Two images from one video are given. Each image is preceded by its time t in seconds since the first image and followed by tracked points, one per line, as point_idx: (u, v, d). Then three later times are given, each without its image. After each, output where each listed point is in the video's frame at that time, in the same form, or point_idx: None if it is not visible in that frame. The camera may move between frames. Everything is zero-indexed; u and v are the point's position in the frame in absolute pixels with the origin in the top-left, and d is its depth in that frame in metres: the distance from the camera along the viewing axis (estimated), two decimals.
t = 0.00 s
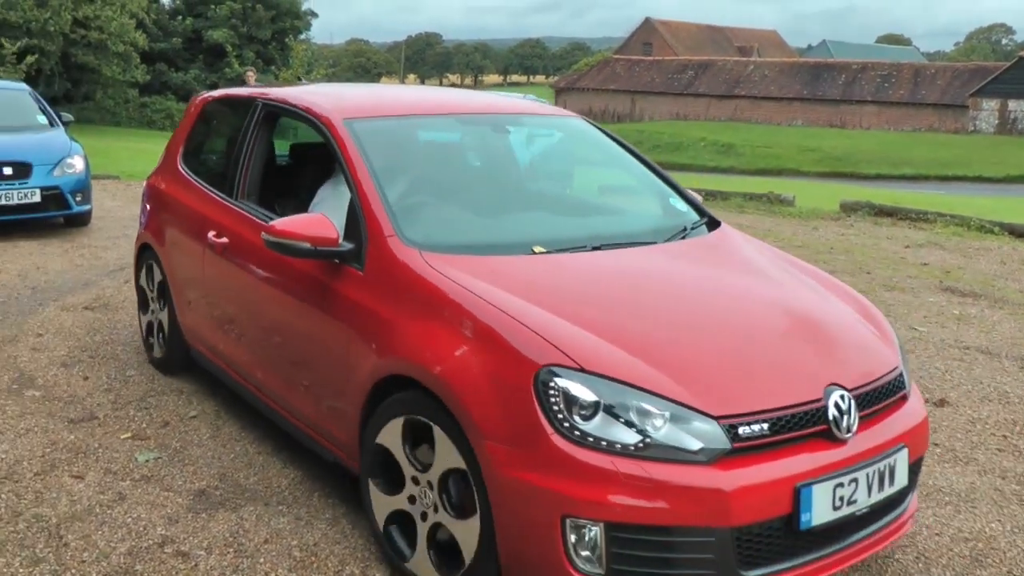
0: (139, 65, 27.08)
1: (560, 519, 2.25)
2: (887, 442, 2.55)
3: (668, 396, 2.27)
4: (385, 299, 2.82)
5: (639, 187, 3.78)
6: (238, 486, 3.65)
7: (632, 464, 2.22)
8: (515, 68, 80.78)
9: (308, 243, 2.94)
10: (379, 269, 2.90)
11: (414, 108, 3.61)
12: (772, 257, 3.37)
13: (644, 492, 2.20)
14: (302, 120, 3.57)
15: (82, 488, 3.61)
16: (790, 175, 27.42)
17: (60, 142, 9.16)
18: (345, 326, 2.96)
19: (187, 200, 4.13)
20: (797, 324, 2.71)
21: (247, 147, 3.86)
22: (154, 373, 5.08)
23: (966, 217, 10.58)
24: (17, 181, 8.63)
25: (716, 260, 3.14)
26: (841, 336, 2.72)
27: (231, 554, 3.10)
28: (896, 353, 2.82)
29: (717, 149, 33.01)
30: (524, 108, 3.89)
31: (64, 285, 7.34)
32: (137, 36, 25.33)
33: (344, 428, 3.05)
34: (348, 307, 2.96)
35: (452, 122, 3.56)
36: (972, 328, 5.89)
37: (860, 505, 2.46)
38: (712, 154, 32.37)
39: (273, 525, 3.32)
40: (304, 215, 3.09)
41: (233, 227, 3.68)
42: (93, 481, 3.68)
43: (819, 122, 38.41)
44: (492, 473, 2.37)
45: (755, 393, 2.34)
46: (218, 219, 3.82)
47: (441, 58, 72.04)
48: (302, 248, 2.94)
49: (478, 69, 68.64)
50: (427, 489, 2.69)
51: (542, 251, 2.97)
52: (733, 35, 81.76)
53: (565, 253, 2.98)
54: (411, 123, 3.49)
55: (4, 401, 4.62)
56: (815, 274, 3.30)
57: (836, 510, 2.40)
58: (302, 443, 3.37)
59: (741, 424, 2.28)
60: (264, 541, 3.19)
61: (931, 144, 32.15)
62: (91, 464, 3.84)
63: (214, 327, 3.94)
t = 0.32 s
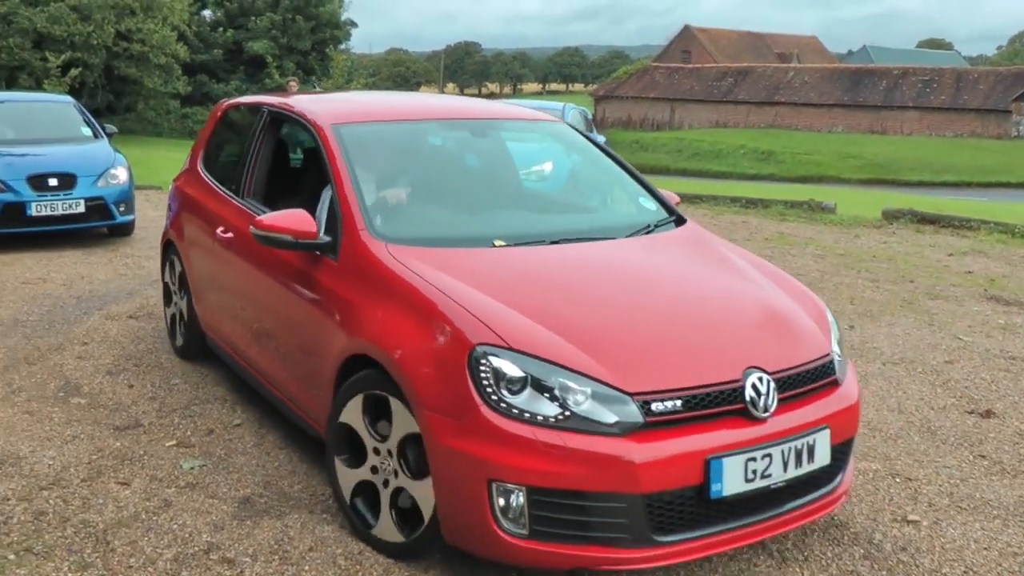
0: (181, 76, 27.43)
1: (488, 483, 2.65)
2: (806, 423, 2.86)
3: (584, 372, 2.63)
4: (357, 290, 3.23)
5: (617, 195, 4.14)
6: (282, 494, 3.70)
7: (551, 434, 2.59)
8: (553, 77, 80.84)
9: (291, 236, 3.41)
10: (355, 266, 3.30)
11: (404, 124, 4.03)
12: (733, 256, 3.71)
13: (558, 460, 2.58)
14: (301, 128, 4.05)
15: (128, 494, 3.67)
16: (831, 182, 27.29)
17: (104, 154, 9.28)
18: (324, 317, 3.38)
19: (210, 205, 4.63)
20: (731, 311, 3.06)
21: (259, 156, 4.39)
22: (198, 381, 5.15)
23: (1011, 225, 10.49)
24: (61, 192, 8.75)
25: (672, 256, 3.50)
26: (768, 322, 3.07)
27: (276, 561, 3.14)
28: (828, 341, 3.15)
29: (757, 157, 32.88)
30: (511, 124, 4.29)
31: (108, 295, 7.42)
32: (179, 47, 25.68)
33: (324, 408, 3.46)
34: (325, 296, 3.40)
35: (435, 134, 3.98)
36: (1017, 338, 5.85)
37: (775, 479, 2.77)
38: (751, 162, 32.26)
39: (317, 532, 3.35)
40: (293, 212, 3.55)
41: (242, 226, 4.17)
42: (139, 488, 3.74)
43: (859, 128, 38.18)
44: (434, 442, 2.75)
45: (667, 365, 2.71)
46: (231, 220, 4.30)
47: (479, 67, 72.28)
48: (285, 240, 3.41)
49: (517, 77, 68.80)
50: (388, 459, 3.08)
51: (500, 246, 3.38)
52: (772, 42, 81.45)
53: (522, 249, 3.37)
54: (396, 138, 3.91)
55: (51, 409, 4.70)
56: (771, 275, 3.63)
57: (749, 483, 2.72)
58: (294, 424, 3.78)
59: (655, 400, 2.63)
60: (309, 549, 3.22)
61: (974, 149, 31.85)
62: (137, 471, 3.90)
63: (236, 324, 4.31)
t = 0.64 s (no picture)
0: (227, 84, 27.79)
1: (443, 459, 2.92)
2: (750, 414, 3.05)
3: (531, 358, 2.88)
4: (348, 283, 3.55)
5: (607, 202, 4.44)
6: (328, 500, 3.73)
7: (498, 417, 2.84)
8: (596, 85, 80.85)
9: (287, 233, 3.79)
10: (351, 263, 3.60)
11: (402, 135, 4.37)
12: (711, 257, 3.95)
13: (502, 439, 2.83)
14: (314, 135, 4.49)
15: (175, 497, 3.74)
16: (876, 192, 27.13)
17: (152, 161, 9.41)
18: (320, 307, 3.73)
19: (242, 209, 5.07)
20: (690, 300, 3.35)
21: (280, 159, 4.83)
22: (244, 387, 5.22)
23: None
24: (110, 199, 8.88)
25: (647, 255, 3.77)
26: (727, 311, 3.31)
27: (321, 568, 3.17)
28: (786, 332, 3.37)
29: (801, 165, 32.71)
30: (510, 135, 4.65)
31: (155, 300, 7.54)
32: (225, 56, 26.01)
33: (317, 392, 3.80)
34: (320, 287, 3.76)
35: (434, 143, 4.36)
36: None
37: (714, 465, 2.98)
38: (795, 170, 32.12)
39: (363, 538, 3.36)
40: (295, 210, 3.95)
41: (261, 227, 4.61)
42: (185, 492, 3.80)
43: (905, 136, 37.90)
44: (400, 419, 3.04)
45: (617, 346, 2.97)
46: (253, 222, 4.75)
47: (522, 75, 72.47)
48: (282, 235, 3.79)
49: (560, 85, 68.86)
50: (366, 439, 3.38)
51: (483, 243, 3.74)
52: (817, 49, 81.02)
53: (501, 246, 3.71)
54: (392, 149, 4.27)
55: (100, 412, 4.79)
56: (748, 274, 3.87)
57: (687, 468, 2.93)
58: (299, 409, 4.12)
59: (597, 388, 2.86)
60: (355, 555, 3.24)
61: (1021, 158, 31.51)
62: (183, 475, 3.97)
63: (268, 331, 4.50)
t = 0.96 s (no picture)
0: (275, 92, 28.08)
1: (436, 445, 3.15)
2: (730, 410, 3.20)
3: (520, 351, 3.09)
4: (362, 282, 3.79)
5: (617, 209, 4.64)
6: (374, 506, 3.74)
7: (487, 406, 3.06)
8: (641, 94, 80.71)
9: (306, 232, 4.09)
10: (366, 264, 3.84)
11: (420, 146, 4.64)
12: (715, 261, 4.11)
13: (489, 427, 3.05)
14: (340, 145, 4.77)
15: (221, 502, 3.79)
16: (924, 204, 26.89)
17: (201, 168, 9.53)
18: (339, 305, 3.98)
19: (275, 213, 5.35)
20: (686, 300, 3.54)
21: (311, 166, 5.14)
22: (288, 393, 5.28)
23: None
24: (159, 205, 9.01)
25: (648, 258, 3.96)
26: (719, 310, 3.48)
27: None
28: (775, 330, 3.52)
29: (846, 176, 32.50)
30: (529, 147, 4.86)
31: (202, 305, 7.64)
32: (274, 65, 26.28)
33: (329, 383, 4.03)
34: (338, 286, 4.02)
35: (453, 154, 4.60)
36: None
37: (695, 458, 3.15)
38: (841, 181, 31.91)
39: (408, 548, 3.39)
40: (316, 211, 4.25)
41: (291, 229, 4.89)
42: (232, 496, 3.85)
43: (953, 147, 37.54)
44: (398, 409, 3.27)
45: (603, 339, 3.18)
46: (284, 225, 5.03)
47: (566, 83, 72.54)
48: (300, 234, 4.09)
49: (607, 95, 68.73)
50: (376, 428, 3.57)
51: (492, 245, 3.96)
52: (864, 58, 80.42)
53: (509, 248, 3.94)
54: (411, 159, 4.54)
55: (147, 416, 4.88)
56: (750, 276, 4.00)
57: (668, 459, 3.11)
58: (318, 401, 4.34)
59: (581, 379, 3.06)
60: (399, 565, 3.27)
61: None
62: (229, 480, 4.02)
63: (293, 327, 4.75)
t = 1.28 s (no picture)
0: (320, 100, 28.32)
1: (459, 448, 3.21)
2: (749, 421, 3.23)
3: (543, 358, 3.15)
4: (394, 288, 3.86)
5: (650, 220, 4.66)
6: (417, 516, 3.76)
7: (509, 411, 3.13)
8: (685, 104, 80.67)
9: (342, 239, 4.19)
10: (398, 270, 3.91)
11: (456, 156, 4.70)
12: (745, 273, 4.13)
13: (511, 432, 3.11)
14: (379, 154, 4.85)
15: (265, 509, 3.83)
16: (971, 218, 26.65)
17: (247, 177, 9.64)
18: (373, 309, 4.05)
19: (318, 219, 5.45)
20: (712, 311, 3.56)
21: (351, 174, 5.23)
22: (332, 402, 5.33)
23: None
24: (205, 213, 9.12)
25: (677, 269, 3.99)
26: (746, 324, 3.51)
27: None
28: (799, 343, 3.53)
29: (892, 189, 32.25)
30: (564, 158, 4.90)
31: (247, 313, 7.72)
32: (319, 74, 26.51)
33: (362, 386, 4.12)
34: (372, 292, 4.10)
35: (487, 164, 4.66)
36: None
37: (713, 467, 3.18)
38: (886, 194, 31.68)
39: (450, 559, 3.41)
40: (353, 219, 4.35)
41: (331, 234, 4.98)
42: (275, 503, 3.89)
43: (1001, 158, 37.16)
44: (424, 412, 3.34)
45: (627, 349, 3.22)
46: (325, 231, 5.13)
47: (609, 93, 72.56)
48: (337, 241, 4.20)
49: (650, 104, 68.63)
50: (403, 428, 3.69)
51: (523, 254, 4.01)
52: (910, 67, 79.81)
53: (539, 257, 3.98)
54: (446, 169, 4.60)
55: (192, 421, 4.94)
56: (779, 289, 4.01)
57: (686, 468, 3.15)
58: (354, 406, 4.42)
59: (601, 388, 3.11)
60: None
61: None
62: (273, 486, 4.07)
63: (333, 333, 4.84)
